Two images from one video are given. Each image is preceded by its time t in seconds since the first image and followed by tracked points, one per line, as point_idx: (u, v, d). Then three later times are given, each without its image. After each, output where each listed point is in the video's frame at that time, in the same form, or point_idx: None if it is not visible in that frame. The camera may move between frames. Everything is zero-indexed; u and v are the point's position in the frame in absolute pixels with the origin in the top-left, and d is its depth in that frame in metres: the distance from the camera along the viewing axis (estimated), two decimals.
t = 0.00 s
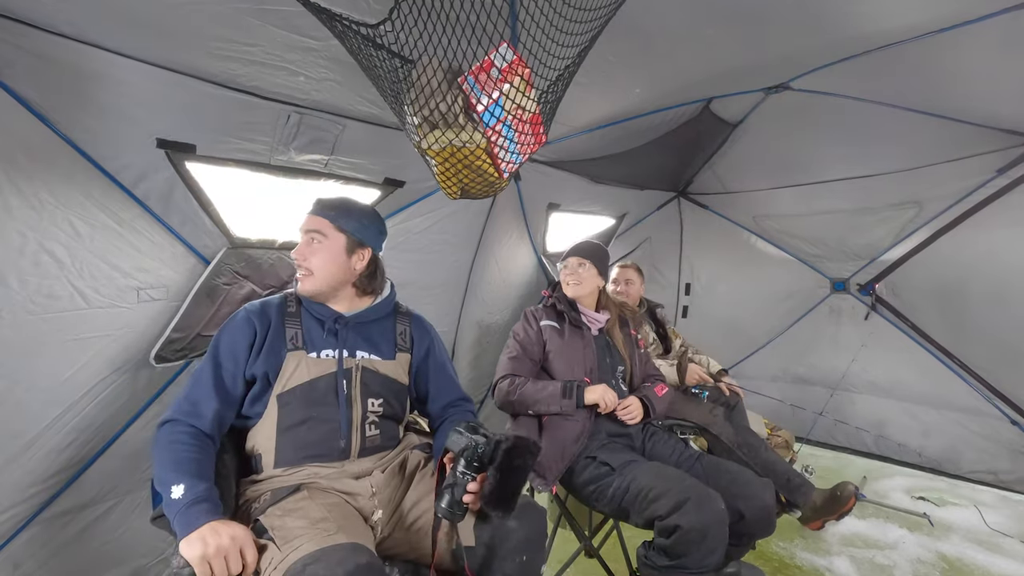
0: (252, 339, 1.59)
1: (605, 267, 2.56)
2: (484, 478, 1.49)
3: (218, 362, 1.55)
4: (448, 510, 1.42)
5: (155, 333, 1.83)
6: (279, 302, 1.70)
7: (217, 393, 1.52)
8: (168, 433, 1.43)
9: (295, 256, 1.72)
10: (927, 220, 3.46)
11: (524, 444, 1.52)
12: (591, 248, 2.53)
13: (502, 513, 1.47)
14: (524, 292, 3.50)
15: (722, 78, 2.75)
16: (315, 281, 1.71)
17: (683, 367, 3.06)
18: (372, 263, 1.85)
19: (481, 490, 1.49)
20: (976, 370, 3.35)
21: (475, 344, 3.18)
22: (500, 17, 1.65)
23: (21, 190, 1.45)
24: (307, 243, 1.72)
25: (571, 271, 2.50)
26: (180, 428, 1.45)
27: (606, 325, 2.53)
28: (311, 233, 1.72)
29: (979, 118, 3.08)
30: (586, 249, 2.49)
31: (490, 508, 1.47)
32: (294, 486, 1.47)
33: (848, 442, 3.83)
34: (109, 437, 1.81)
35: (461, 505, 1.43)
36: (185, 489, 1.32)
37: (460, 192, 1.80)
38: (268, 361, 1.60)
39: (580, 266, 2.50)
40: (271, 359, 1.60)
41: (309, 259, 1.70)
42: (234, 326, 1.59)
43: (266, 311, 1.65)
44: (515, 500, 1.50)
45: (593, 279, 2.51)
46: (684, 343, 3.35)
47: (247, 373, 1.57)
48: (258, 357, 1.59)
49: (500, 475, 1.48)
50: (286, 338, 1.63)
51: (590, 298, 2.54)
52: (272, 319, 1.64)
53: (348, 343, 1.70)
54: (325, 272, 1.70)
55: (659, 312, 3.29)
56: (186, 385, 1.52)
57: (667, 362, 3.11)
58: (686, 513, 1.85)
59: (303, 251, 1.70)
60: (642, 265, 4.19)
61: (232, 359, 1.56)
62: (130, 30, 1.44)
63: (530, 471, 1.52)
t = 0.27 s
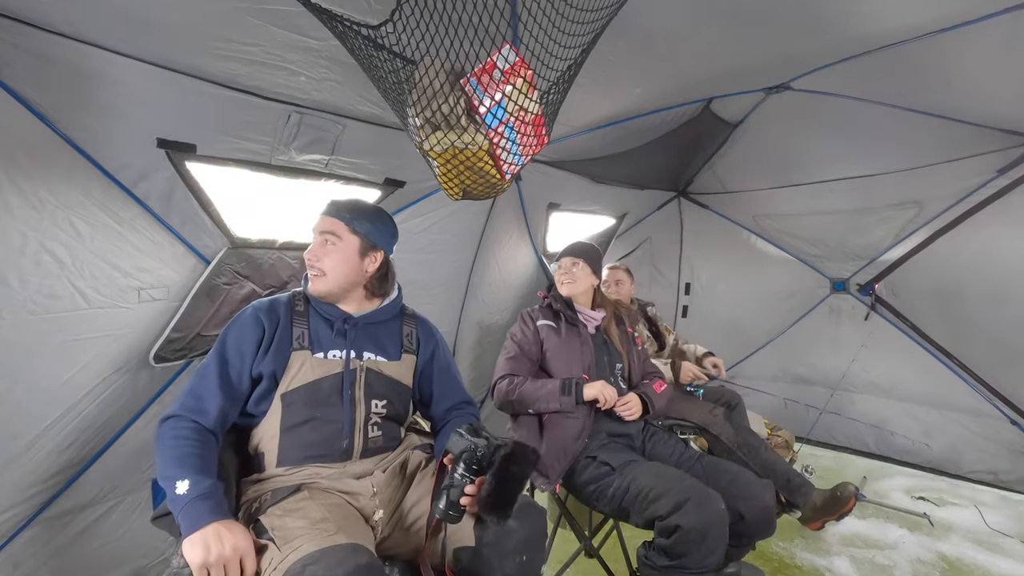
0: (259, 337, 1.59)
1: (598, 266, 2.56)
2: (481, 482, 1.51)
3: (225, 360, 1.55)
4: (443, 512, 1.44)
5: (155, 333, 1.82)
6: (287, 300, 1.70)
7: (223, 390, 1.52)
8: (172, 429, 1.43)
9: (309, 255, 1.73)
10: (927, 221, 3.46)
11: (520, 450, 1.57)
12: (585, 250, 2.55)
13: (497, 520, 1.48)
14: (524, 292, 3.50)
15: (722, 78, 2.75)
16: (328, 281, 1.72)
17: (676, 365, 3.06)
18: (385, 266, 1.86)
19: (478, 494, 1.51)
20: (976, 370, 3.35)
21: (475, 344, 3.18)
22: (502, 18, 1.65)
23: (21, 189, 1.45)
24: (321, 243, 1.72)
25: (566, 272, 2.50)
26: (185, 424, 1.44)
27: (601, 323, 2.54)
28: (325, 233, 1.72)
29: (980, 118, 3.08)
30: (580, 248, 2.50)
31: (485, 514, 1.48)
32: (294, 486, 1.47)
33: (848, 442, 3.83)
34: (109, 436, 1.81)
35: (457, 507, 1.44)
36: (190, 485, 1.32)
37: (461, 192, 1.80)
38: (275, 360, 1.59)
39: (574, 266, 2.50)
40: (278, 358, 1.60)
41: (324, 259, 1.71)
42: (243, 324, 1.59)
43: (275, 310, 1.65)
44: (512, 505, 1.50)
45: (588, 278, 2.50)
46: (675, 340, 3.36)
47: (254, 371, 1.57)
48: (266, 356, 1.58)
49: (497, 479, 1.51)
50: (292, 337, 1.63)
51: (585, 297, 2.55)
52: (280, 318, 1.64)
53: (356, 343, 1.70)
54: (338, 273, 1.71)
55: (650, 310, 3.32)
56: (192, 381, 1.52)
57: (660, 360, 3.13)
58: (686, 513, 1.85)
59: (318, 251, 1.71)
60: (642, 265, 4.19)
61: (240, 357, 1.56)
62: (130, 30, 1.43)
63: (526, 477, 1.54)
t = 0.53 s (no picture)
0: (260, 338, 1.59)
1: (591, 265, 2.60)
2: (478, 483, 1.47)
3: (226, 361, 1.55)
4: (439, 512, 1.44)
5: (155, 333, 1.82)
6: (285, 301, 1.69)
7: (225, 391, 1.51)
8: (174, 432, 1.42)
9: (317, 257, 1.72)
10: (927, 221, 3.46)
11: (516, 451, 1.51)
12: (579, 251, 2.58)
13: (493, 520, 1.44)
14: (524, 292, 3.49)
15: (722, 77, 2.75)
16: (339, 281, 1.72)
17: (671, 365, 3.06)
18: (387, 265, 1.88)
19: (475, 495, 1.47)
20: (975, 370, 3.35)
21: (475, 343, 3.18)
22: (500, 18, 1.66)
23: (21, 189, 1.45)
24: (333, 243, 1.72)
25: (558, 272, 2.55)
26: (187, 426, 1.44)
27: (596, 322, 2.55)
28: (337, 233, 1.73)
29: (980, 118, 3.08)
30: (572, 249, 2.54)
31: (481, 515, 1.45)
32: (294, 486, 1.47)
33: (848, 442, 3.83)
34: (109, 437, 1.80)
35: (453, 509, 1.44)
36: (193, 484, 1.32)
37: (459, 192, 1.80)
38: (276, 360, 1.60)
39: (567, 266, 2.55)
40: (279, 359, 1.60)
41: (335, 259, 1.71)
42: (243, 325, 1.59)
43: (274, 311, 1.65)
44: (510, 506, 1.48)
45: (581, 278, 2.55)
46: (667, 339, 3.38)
47: (255, 372, 1.57)
48: (266, 356, 1.59)
49: (492, 480, 1.45)
50: (292, 336, 1.63)
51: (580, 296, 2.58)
52: (280, 318, 1.64)
53: (356, 342, 1.70)
54: (349, 272, 1.72)
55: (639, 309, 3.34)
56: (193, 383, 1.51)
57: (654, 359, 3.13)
58: (686, 513, 1.85)
59: (330, 250, 1.71)
60: (642, 264, 4.19)
61: (240, 358, 1.56)
62: (129, 29, 1.43)
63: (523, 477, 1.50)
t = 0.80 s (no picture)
0: (251, 344, 1.59)
1: (591, 264, 2.58)
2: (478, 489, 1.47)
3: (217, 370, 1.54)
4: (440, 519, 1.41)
5: (155, 333, 1.82)
6: (274, 305, 1.69)
7: (219, 399, 1.52)
8: (171, 443, 1.42)
9: (339, 264, 1.70)
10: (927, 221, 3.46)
11: (514, 456, 1.51)
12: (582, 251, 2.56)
13: (494, 525, 1.46)
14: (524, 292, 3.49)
15: (722, 77, 2.75)
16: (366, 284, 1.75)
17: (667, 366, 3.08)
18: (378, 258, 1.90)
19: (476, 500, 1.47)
20: (976, 370, 3.34)
21: (475, 343, 3.18)
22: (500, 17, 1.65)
23: (21, 188, 1.45)
24: (364, 248, 1.73)
25: (558, 272, 2.53)
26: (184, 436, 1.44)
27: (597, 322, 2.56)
28: (369, 238, 1.74)
29: (980, 118, 3.07)
30: (575, 248, 2.51)
31: (481, 520, 1.47)
32: (294, 486, 1.47)
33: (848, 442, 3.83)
34: (109, 437, 1.80)
35: (455, 516, 1.41)
36: (189, 486, 1.33)
37: (460, 192, 1.80)
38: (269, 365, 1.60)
39: (568, 266, 2.53)
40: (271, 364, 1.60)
41: (367, 264, 1.73)
42: (233, 333, 1.59)
43: (265, 317, 1.65)
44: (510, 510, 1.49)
45: (583, 278, 2.53)
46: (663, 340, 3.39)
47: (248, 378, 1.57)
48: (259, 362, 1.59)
49: (493, 487, 1.46)
50: (285, 338, 1.64)
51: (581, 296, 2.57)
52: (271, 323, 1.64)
53: (349, 340, 1.71)
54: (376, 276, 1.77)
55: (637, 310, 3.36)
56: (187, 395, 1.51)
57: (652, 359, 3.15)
58: (686, 513, 1.85)
59: (364, 256, 1.72)
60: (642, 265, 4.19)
61: (232, 365, 1.56)
62: (128, 29, 1.43)
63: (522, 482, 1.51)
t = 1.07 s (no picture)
0: (246, 346, 1.59)
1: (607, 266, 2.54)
2: (479, 491, 1.46)
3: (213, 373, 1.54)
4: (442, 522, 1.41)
5: (155, 334, 1.82)
6: (267, 307, 1.68)
7: (216, 403, 1.52)
8: (170, 448, 1.43)
9: (335, 265, 1.69)
10: (927, 220, 3.46)
11: (513, 459, 1.50)
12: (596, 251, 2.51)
13: (496, 527, 1.46)
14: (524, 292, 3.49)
15: (722, 77, 2.75)
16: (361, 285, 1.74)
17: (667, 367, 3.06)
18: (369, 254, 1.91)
19: (476, 502, 1.47)
20: (975, 370, 3.35)
21: (475, 343, 3.18)
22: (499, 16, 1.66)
23: (21, 187, 1.45)
24: (360, 249, 1.72)
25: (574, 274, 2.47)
26: (182, 440, 1.44)
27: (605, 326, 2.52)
28: (365, 239, 1.74)
29: (980, 118, 3.07)
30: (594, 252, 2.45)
31: (483, 521, 1.46)
32: (294, 486, 1.47)
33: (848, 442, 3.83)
34: (109, 437, 1.80)
35: (456, 519, 1.41)
36: (187, 488, 1.34)
37: (459, 191, 1.80)
38: (264, 366, 1.59)
39: (590, 271, 2.46)
40: (267, 365, 1.60)
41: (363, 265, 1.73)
42: (228, 336, 1.58)
43: (259, 318, 1.64)
44: (510, 511, 1.49)
45: (601, 283, 2.49)
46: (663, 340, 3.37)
47: (244, 381, 1.57)
48: (254, 363, 1.58)
49: (493, 489, 1.46)
50: (280, 339, 1.63)
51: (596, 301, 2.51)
52: (265, 324, 1.64)
53: (343, 338, 1.71)
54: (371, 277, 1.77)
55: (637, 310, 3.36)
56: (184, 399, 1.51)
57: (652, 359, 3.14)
58: (686, 513, 1.85)
59: (361, 257, 1.72)
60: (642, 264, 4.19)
61: (228, 367, 1.55)
62: (127, 27, 1.43)
63: (523, 483, 1.51)
